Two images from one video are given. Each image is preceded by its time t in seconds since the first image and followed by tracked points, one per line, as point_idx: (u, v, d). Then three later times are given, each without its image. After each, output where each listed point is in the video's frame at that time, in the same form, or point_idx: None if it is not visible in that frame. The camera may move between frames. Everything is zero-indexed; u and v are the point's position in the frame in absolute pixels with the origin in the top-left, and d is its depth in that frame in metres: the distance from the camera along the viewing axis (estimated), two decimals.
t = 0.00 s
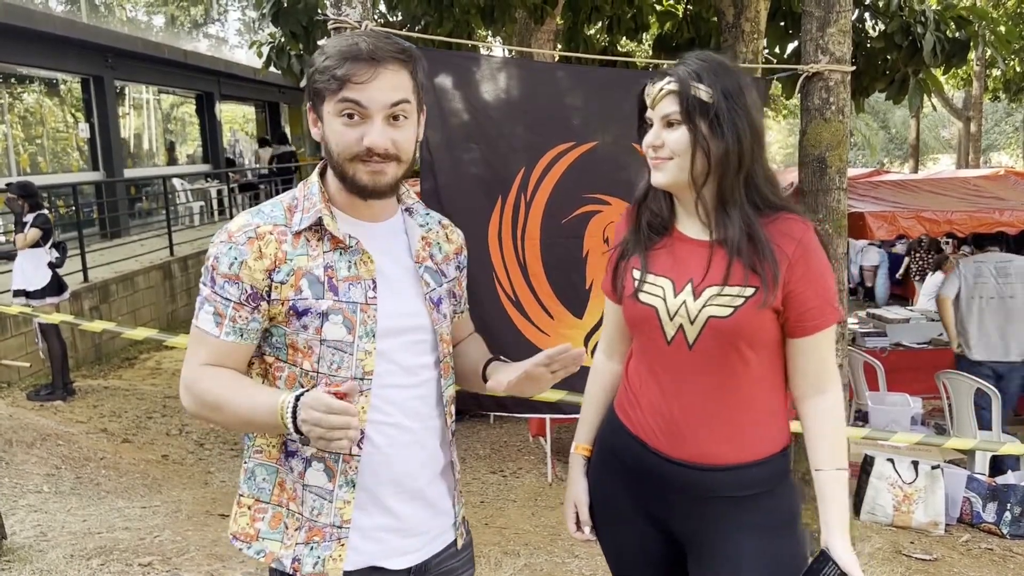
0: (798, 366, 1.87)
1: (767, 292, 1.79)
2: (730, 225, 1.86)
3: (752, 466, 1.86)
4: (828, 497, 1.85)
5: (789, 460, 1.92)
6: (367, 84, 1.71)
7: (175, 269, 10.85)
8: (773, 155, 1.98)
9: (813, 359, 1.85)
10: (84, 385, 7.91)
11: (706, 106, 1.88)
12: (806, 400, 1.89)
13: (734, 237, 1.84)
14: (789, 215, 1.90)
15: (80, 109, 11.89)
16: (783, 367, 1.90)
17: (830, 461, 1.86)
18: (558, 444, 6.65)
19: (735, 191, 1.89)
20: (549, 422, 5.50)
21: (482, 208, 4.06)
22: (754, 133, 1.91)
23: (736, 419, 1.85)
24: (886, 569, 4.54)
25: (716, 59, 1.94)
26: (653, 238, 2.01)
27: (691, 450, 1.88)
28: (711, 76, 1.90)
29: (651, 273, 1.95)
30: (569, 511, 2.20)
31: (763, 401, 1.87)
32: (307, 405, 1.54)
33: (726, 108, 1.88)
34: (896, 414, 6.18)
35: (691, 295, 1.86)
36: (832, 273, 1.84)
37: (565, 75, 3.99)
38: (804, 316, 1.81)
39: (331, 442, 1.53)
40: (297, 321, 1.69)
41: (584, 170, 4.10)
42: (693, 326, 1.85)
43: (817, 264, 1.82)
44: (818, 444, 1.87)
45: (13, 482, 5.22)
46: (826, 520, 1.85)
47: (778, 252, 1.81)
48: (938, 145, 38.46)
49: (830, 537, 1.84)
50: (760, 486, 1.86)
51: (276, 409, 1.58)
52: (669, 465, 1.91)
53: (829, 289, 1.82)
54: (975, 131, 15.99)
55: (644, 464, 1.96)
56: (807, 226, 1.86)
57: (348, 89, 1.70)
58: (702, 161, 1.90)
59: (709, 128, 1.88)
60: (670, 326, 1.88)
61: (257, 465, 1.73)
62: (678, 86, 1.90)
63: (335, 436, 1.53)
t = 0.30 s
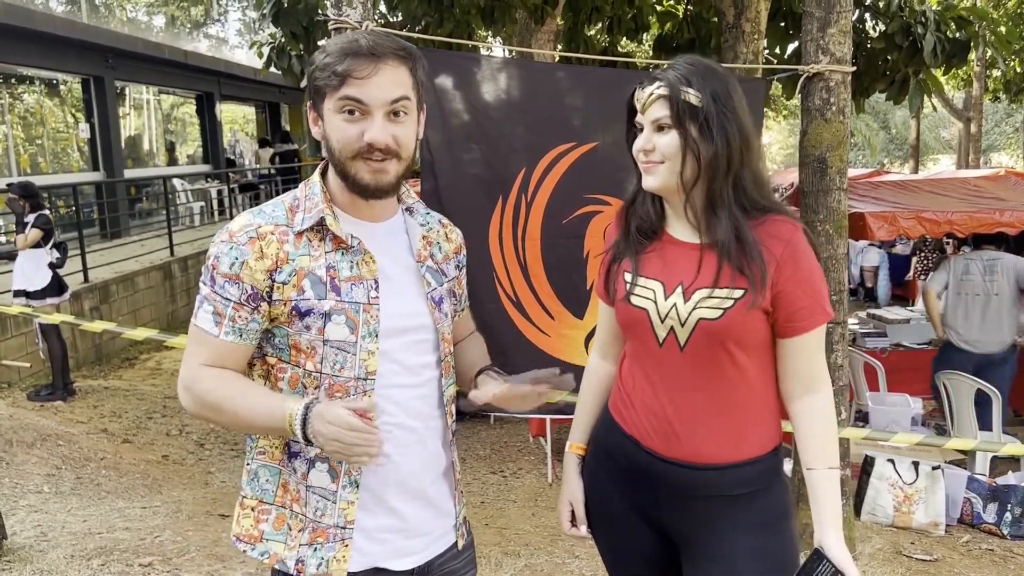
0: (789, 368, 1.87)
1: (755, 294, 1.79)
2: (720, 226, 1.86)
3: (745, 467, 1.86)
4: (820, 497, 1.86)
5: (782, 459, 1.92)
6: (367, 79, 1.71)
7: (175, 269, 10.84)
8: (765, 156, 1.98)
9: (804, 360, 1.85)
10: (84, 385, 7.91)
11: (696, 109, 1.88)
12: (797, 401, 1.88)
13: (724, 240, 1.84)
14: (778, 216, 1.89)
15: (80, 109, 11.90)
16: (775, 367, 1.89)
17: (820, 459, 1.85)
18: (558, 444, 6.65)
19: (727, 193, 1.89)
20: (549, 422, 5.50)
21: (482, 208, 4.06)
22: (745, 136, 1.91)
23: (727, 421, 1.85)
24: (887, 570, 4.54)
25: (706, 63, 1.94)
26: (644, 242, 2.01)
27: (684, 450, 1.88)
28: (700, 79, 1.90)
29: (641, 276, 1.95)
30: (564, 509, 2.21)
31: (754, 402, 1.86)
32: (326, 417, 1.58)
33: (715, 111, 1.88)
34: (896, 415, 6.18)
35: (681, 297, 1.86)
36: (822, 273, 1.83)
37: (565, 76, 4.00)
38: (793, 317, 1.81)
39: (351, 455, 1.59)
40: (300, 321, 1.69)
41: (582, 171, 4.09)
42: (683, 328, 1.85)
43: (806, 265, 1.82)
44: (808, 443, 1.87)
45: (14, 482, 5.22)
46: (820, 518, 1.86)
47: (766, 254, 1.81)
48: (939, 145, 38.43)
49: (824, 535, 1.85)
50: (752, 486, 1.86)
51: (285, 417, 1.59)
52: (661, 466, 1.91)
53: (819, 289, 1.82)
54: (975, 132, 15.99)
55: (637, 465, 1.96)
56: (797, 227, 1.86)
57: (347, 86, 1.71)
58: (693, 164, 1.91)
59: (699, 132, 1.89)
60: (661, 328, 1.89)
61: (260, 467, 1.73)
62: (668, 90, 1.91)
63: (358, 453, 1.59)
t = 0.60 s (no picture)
0: (789, 367, 1.87)
1: (755, 293, 1.79)
2: (719, 225, 1.86)
3: (744, 467, 1.86)
4: (820, 496, 1.85)
5: (781, 459, 1.92)
6: (364, 77, 1.71)
7: (175, 269, 10.84)
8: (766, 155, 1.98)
9: (804, 359, 1.85)
10: (84, 385, 7.91)
11: (696, 108, 1.88)
12: (796, 399, 1.88)
13: (722, 239, 1.84)
14: (778, 215, 1.89)
15: (80, 109, 11.90)
16: (775, 367, 1.89)
17: (820, 458, 1.85)
18: (558, 445, 6.65)
19: (727, 192, 1.89)
20: (548, 422, 5.49)
21: (482, 208, 4.06)
22: (746, 135, 1.91)
23: (726, 420, 1.85)
24: (887, 570, 4.54)
25: (706, 62, 1.94)
26: (644, 242, 2.01)
27: (684, 451, 1.88)
28: (701, 79, 1.90)
29: (641, 276, 1.96)
30: (564, 510, 2.22)
31: (754, 402, 1.86)
32: (343, 418, 1.58)
33: (715, 110, 1.88)
34: (897, 415, 6.20)
35: (681, 297, 1.86)
36: (822, 272, 1.83)
37: (565, 76, 4.00)
38: (793, 316, 1.81)
39: (369, 455, 1.59)
40: (298, 322, 1.69)
41: (582, 170, 4.09)
42: (683, 328, 1.85)
43: (806, 264, 1.81)
44: (810, 443, 1.86)
45: (14, 482, 5.22)
46: (820, 517, 1.86)
47: (766, 253, 1.81)
48: (939, 145, 38.41)
49: (823, 534, 1.85)
50: (752, 487, 1.86)
51: (288, 418, 1.59)
52: (661, 466, 1.91)
53: (819, 288, 1.82)
54: (976, 132, 15.99)
55: (637, 465, 1.96)
56: (796, 227, 1.86)
57: (342, 83, 1.70)
58: (693, 162, 1.90)
59: (699, 130, 1.89)
60: (661, 327, 1.89)
61: (259, 470, 1.73)
62: (669, 88, 1.91)
63: (378, 451, 1.58)
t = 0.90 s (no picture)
0: (798, 367, 1.87)
1: (768, 292, 1.79)
2: (730, 225, 1.85)
3: (755, 467, 1.86)
4: (832, 498, 1.85)
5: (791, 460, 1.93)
6: (355, 79, 1.71)
7: (175, 269, 10.85)
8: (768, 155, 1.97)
9: (813, 359, 1.85)
10: (84, 385, 7.91)
11: (705, 110, 1.87)
12: (807, 401, 1.89)
13: (733, 239, 1.83)
14: (787, 215, 1.89)
15: (80, 109, 11.89)
16: (784, 367, 1.90)
17: (831, 459, 1.86)
18: (558, 445, 6.66)
19: (734, 192, 1.88)
20: (549, 422, 5.50)
21: (482, 208, 4.05)
22: (752, 136, 1.90)
23: (738, 420, 1.85)
24: (887, 570, 4.54)
25: (713, 62, 1.93)
26: (651, 241, 2.00)
27: (694, 451, 1.88)
28: (709, 80, 1.89)
29: (650, 275, 1.95)
30: (569, 514, 2.20)
31: (765, 401, 1.86)
32: (340, 420, 1.58)
33: (723, 111, 1.87)
34: (897, 415, 6.17)
35: (692, 296, 1.86)
36: (831, 271, 1.84)
37: (566, 76, 4.01)
38: (804, 315, 1.81)
39: (369, 458, 1.60)
40: (291, 327, 1.69)
41: (583, 169, 4.09)
42: (695, 327, 1.84)
43: (817, 264, 1.82)
44: (819, 444, 1.87)
45: (14, 481, 5.22)
46: (830, 520, 1.86)
47: (777, 253, 1.81)
48: (939, 146, 38.40)
49: (833, 537, 1.84)
50: (762, 487, 1.86)
51: (284, 424, 1.60)
52: (671, 467, 1.90)
53: (830, 288, 1.83)
54: (976, 132, 16.00)
55: (646, 465, 1.95)
56: (807, 227, 1.86)
57: (334, 87, 1.70)
58: (701, 164, 1.90)
59: (708, 132, 1.88)
60: (671, 327, 1.88)
61: (257, 475, 1.73)
62: (676, 91, 1.89)
63: (378, 450, 1.59)
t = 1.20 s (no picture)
0: (814, 369, 1.87)
1: (783, 292, 1.78)
2: (745, 223, 1.86)
3: (769, 470, 1.85)
4: (847, 502, 1.86)
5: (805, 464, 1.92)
6: (353, 82, 1.71)
7: (176, 269, 10.85)
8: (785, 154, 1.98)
9: (829, 361, 1.85)
10: (85, 385, 7.91)
11: (722, 106, 1.88)
12: (823, 404, 1.89)
13: (749, 238, 1.83)
14: (806, 215, 1.89)
15: (80, 109, 11.90)
16: (799, 369, 1.89)
17: (845, 462, 1.86)
18: (558, 445, 6.66)
19: (752, 190, 1.88)
20: (549, 422, 5.50)
21: (483, 208, 4.06)
22: (770, 134, 1.91)
23: (752, 421, 1.85)
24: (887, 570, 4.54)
25: (732, 58, 1.94)
26: (666, 240, 2.01)
27: (706, 452, 1.88)
28: (727, 76, 1.90)
29: (664, 273, 1.95)
30: (579, 517, 2.19)
31: (779, 403, 1.86)
32: (339, 420, 1.58)
33: (741, 107, 1.88)
34: (897, 415, 6.11)
35: (706, 296, 1.86)
36: (849, 273, 1.84)
37: (567, 76, 4.02)
38: (820, 316, 1.81)
39: (368, 457, 1.59)
40: (286, 333, 1.69)
41: (586, 170, 4.10)
42: (708, 327, 1.84)
43: (833, 265, 1.81)
44: (836, 448, 1.87)
45: (15, 481, 5.22)
46: (845, 523, 1.86)
47: (795, 252, 1.81)
48: (940, 146, 38.38)
49: (849, 542, 1.85)
50: (775, 491, 1.86)
51: (283, 427, 1.60)
52: (683, 468, 1.90)
53: (846, 289, 1.82)
54: (976, 132, 15.99)
55: (658, 467, 1.95)
56: (824, 227, 1.86)
57: (333, 89, 1.70)
58: (717, 160, 1.90)
59: (726, 128, 1.89)
60: (684, 326, 1.88)
61: (250, 478, 1.72)
62: (694, 86, 1.90)
63: (378, 449, 1.59)
